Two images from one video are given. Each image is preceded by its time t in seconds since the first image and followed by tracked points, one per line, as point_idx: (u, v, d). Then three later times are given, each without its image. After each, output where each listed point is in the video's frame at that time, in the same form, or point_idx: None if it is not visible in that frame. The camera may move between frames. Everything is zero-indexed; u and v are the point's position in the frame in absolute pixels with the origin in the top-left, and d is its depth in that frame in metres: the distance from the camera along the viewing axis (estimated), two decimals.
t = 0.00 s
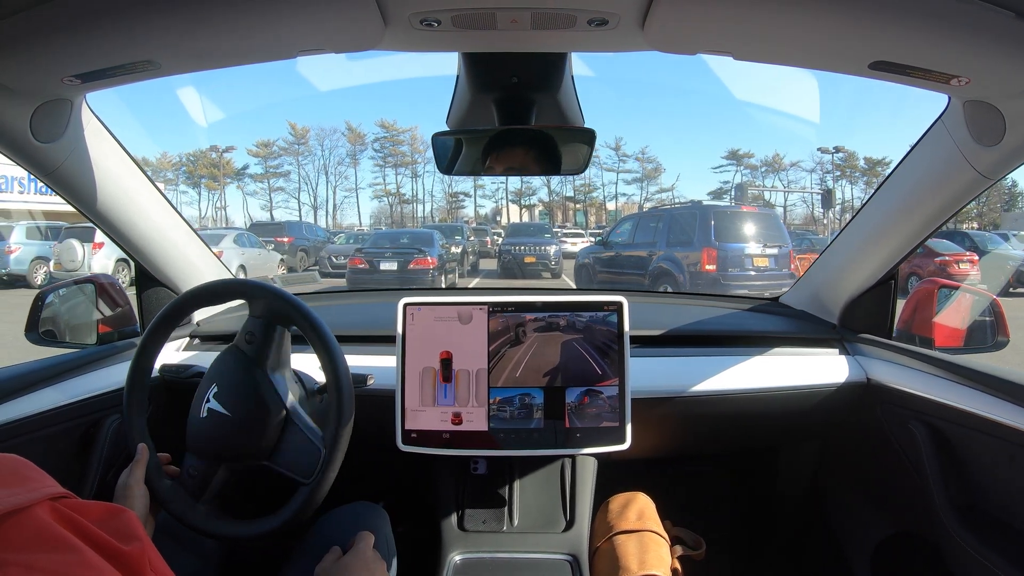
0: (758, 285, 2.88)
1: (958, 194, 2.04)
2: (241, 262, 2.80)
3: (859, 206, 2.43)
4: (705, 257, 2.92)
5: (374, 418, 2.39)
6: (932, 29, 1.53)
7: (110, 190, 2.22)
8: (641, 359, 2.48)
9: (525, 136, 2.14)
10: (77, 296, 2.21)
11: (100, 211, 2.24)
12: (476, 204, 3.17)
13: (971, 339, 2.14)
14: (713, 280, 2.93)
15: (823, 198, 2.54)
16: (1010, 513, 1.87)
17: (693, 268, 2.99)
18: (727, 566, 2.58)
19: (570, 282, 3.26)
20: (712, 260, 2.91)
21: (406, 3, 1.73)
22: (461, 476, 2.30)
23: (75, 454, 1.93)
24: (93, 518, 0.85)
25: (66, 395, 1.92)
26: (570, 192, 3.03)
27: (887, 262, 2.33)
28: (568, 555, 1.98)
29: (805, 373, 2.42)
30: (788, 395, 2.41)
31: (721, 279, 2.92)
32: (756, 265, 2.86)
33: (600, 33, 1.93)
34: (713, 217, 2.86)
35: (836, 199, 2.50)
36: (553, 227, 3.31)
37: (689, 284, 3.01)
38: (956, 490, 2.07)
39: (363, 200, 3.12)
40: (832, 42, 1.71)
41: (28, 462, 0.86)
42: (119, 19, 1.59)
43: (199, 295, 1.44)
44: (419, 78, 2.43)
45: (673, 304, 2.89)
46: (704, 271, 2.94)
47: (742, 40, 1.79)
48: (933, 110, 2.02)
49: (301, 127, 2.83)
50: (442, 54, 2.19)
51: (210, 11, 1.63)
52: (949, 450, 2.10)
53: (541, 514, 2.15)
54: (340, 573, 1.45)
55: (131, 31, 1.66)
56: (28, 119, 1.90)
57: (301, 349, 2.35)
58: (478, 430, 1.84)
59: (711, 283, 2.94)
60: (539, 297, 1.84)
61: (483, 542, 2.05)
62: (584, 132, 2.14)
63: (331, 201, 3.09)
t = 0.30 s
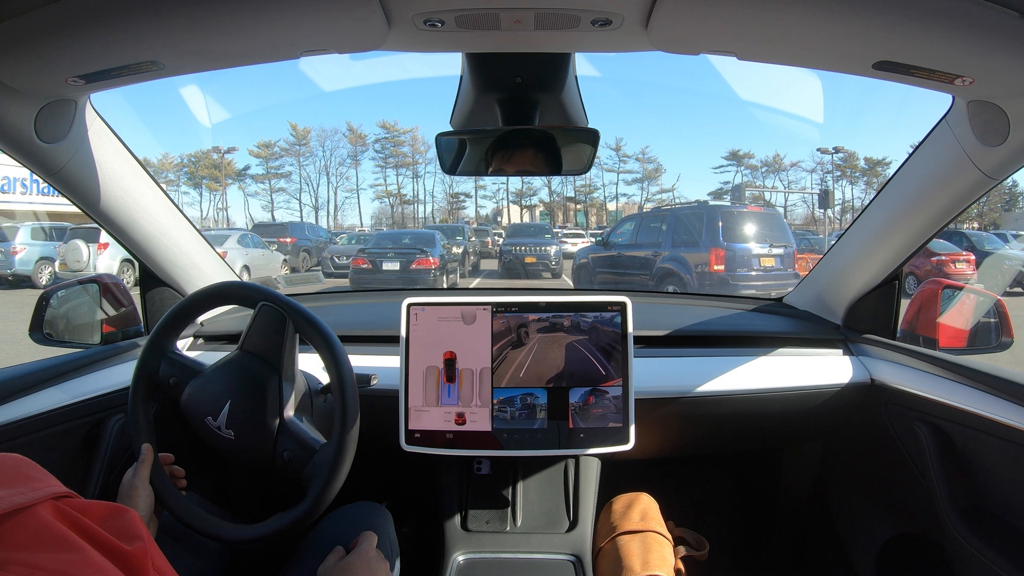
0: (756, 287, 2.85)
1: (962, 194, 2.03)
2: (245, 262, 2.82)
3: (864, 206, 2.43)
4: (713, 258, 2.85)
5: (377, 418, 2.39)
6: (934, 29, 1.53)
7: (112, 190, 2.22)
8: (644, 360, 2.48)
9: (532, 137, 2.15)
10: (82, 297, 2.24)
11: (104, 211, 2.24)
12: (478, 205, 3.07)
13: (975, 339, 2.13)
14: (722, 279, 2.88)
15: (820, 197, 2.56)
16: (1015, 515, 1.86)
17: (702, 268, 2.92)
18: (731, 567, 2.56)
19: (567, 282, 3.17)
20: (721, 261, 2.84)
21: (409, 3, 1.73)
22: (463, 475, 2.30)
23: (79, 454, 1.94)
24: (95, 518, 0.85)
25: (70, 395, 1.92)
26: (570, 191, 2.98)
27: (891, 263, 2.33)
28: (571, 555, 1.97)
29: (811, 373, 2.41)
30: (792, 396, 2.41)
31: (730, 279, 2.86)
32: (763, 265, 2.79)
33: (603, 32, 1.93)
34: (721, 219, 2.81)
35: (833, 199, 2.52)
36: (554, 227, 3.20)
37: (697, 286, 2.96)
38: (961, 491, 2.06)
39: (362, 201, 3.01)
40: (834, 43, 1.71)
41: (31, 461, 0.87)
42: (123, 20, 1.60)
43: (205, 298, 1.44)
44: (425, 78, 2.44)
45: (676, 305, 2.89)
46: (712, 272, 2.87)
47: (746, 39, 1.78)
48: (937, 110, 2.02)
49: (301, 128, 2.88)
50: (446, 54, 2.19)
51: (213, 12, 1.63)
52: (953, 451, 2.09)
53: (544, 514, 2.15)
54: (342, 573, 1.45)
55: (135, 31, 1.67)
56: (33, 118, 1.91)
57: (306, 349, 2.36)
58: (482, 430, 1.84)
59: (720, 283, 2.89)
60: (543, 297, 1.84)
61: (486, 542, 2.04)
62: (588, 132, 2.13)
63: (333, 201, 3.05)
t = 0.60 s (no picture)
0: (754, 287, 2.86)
1: (965, 195, 2.02)
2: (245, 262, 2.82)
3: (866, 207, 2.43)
4: (718, 258, 2.87)
5: (380, 419, 2.39)
6: (939, 28, 1.53)
7: (115, 190, 2.22)
8: (647, 360, 2.48)
9: (538, 137, 2.14)
10: (84, 297, 2.24)
11: (108, 210, 2.25)
12: (476, 205, 3.11)
13: (979, 339, 2.12)
14: (726, 280, 2.90)
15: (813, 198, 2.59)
16: (1018, 516, 1.86)
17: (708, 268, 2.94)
18: (733, 566, 2.57)
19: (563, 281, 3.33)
20: (725, 261, 2.86)
21: (412, 3, 1.73)
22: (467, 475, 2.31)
23: (82, 454, 1.94)
24: (98, 518, 0.85)
25: (73, 394, 1.93)
26: (567, 191, 2.92)
27: (894, 263, 2.32)
28: (573, 556, 1.97)
29: (815, 374, 2.41)
30: (794, 396, 2.40)
31: (735, 279, 2.88)
32: (766, 265, 2.82)
33: (606, 32, 1.93)
34: (726, 218, 2.81)
35: (824, 200, 2.59)
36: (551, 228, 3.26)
37: (701, 286, 2.97)
38: (964, 492, 2.05)
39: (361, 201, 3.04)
40: (838, 42, 1.71)
41: (33, 461, 0.86)
42: (127, 20, 1.60)
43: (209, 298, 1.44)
44: (429, 78, 2.44)
45: (679, 305, 2.88)
46: (717, 271, 2.90)
47: (749, 39, 1.78)
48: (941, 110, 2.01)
49: (300, 129, 2.84)
50: (450, 55, 2.19)
51: (216, 13, 1.64)
52: (956, 452, 2.09)
53: (548, 514, 2.15)
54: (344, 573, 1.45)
55: (138, 31, 1.67)
56: (37, 118, 1.92)
57: (309, 348, 2.37)
58: (484, 430, 1.84)
59: (725, 283, 2.91)
60: (546, 297, 1.84)
61: (489, 542, 2.04)
62: (592, 132, 2.13)
63: (330, 202, 3.05)
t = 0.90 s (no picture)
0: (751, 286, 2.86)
1: (966, 195, 2.03)
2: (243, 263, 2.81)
3: (866, 207, 2.43)
4: (721, 258, 2.84)
5: (382, 419, 2.39)
6: (940, 28, 1.52)
7: (116, 190, 2.23)
8: (648, 361, 2.48)
9: (540, 138, 2.14)
10: (87, 297, 2.24)
11: (109, 211, 2.25)
12: (470, 205, 3.16)
13: (980, 340, 2.11)
14: (728, 280, 2.88)
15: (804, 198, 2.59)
16: (1019, 516, 1.86)
17: (709, 267, 2.90)
18: (734, 566, 2.58)
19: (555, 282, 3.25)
20: (728, 260, 2.83)
21: (413, 3, 1.73)
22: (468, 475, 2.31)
23: (83, 454, 1.95)
24: (99, 519, 0.85)
25: (74, 395, 1.94)
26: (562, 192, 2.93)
27: (895, 264, 2.32)
28: (575, 556, 1.97)
29: (816, 374, 2.41)
30: (795, 397, 2.40)
31: (737, 278, 2.86)
32: (767, 264, 2.83)
33: (607, 32, 1.93)
34: (726, 217, 2.80)
35: (814, 200, 2.56)
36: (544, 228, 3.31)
37: (703, 285, 2.93)
38: (965, 492, 2.05)
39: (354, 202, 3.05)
40: (840, 42, 1.71)
41: (35, 461, 0.86)
42: (128, 20, 1.60)
43: (210, 297, 1.45)
44: (431, 79, 2.45)
45: (680, 306, 2.88)
46: (720, 271, 2.87)
47: (750, 39, 1.77)
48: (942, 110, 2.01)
49: (294, 129, 2.82)
50: (452, 55, 2.19)
51: (217, 13, 1.64)
52: (957, 452, 2.09)
53: (549, 515, 2.15)
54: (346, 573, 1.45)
55: (140, 32, 1.67)
56: (38, 119, 1.92)
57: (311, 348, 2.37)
58: (486, 430, 1.84)
59: (727, 283, 2.89)
60: (547, 297, 1.84)
61: (490, 542, 2.04)
62: (593, 132, 2.13)
63: (325, 202, 3.08)
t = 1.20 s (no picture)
0: (757, 285, 2.88)
1: (966, 194, 2.02)
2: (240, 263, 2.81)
3: (865, 207, 2.43)
4: (727, 257, 2.88)
5: (381, 419, 2.39)
6: (938, 28, 1.53)
7: (114, 190, 2.22)
8: (647, 361, 2.48)
9: (539, 137, 2.14)
10: (87, 298, 2.24)
11: (108, 211, 2.25)
12: (464, 205, 3.08)
13: (978, 339, 2.12)
14: (733, 280, 2.92)
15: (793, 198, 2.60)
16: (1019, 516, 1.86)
17: (715, 267, 2.95)
18: (734, 566, 2.58)
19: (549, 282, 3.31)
20: (734, 259, 2.87)
21: (412, 3, 1.73)
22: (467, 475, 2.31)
23: (83, 454, 1.95)
24: (99, 519, 0.85)
25: (73, 395, 1.94)
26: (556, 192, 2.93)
27: (893, 263, 2.32)
28: (574, 556, 1.97)
29: (815, 374, 2.41)
30: (795, 397, 2.40)
31: (741, 279, 2.90)
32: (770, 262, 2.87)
33: (605, 32, 1.93)
34: (731, 217, 2.85)
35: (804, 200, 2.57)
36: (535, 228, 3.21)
37: (709, 285, 2.97)
38: (965, 492, 2.05)
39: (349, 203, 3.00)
40: (840, 42, 1.71)
41: (35, 462, 0.86)
42: (127, 21, 1.60)
43: (208, 295, 1.44)
44: (430, 79, 2.44)
45: (680, 306, 2.88)
46: (725, 270, 2.92)
47: (749, 39, 1.77)
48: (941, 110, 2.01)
49: (287, 129, 2.85)
50: (450, 55, 2.19)
51: (216, 14, 1.64)
52: (956, 452, 2.09)
53: (548, 515, 2.15)
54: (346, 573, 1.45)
55: (140, 32, 1.67)
56: (37, 120, 1.92)
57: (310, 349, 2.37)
58: (485, 430, 1.84)
59: (731, 282, 2.93)
60: (546, 297, 1.84)
61: (489, 542, 2.04)
62: (592, 133, 2.13)
63: (319, 203, 3.03)
